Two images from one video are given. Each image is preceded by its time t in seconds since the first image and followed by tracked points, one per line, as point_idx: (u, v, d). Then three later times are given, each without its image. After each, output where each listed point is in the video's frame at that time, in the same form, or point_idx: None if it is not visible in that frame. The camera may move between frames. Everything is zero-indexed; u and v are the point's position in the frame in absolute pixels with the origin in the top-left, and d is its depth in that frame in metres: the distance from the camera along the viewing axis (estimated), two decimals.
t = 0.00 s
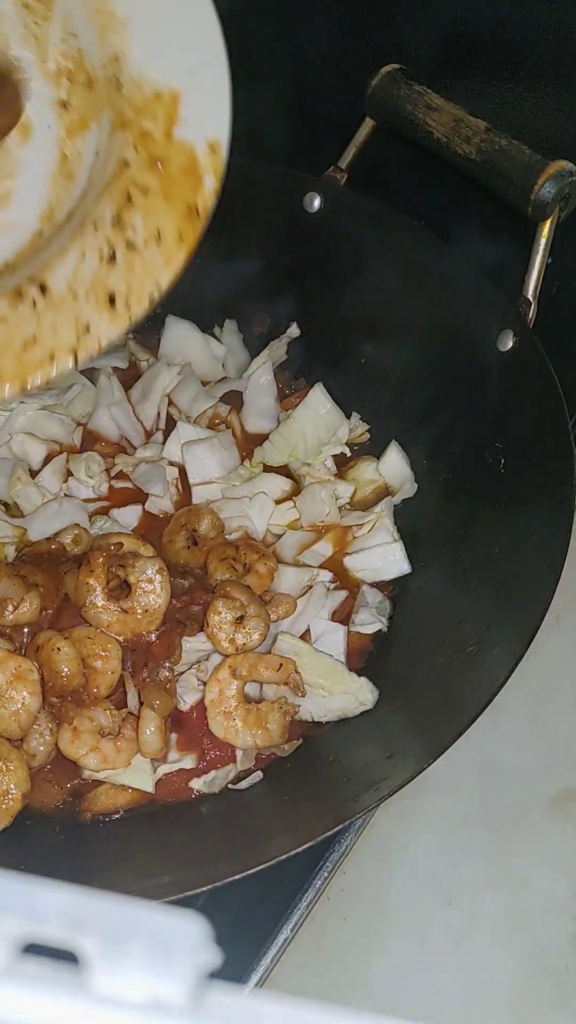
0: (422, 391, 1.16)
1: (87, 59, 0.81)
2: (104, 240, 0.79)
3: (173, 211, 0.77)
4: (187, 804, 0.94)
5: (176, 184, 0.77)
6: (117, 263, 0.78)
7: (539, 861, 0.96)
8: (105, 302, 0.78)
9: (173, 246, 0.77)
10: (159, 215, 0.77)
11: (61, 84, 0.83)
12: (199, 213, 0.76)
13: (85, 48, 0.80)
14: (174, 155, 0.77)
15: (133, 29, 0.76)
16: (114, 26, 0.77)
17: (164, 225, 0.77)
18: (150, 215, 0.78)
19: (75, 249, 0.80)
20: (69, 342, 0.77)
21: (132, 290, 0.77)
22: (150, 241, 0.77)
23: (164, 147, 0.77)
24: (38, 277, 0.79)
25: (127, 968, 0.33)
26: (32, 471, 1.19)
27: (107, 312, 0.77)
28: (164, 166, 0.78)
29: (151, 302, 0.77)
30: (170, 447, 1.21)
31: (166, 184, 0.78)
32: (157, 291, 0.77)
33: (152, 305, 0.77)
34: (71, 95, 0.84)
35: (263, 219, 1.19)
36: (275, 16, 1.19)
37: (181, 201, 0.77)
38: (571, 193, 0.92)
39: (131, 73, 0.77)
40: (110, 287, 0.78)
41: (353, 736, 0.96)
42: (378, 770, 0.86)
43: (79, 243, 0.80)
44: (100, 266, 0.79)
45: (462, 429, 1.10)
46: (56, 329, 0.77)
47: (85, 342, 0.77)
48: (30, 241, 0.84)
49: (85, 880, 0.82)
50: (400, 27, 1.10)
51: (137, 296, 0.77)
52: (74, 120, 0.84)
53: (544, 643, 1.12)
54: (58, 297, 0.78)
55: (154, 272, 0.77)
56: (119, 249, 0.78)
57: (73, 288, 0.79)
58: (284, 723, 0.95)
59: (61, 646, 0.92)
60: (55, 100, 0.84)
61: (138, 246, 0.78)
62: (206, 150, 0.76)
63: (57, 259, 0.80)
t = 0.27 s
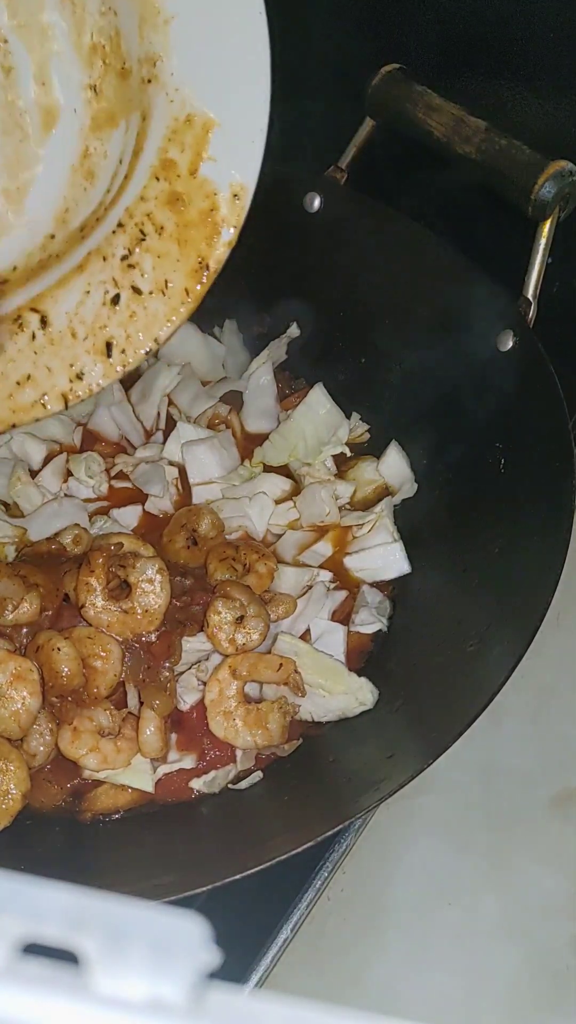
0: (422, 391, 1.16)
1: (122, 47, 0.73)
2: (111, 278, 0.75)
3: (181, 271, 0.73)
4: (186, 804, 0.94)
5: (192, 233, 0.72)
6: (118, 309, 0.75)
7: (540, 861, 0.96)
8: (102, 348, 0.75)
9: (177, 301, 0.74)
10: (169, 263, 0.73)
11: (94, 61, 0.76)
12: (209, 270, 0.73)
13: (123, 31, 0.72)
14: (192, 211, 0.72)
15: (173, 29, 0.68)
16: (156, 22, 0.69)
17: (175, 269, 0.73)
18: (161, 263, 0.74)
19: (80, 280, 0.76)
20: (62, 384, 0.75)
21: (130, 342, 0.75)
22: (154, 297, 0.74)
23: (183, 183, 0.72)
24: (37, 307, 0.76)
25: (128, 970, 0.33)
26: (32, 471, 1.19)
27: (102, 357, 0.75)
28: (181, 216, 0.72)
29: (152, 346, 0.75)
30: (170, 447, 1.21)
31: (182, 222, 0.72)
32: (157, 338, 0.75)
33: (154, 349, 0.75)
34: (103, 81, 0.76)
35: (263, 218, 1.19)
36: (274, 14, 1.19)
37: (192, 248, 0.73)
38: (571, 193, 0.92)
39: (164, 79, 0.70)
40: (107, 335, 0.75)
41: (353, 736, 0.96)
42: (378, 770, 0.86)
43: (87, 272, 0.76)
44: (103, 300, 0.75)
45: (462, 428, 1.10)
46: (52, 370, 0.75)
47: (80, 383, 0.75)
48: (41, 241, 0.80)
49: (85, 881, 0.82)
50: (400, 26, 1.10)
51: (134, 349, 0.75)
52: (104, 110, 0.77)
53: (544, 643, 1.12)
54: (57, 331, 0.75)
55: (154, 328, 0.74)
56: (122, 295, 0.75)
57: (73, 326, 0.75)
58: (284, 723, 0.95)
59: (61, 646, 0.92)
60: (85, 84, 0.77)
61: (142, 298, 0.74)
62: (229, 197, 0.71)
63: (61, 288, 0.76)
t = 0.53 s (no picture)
0: (422, 391, 1.16)
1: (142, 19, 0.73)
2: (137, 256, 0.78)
3: (203, 255, 0.77)
4: (186, 804, 0.94)
5: (210, 216, 0.76)
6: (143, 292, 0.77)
7: (540, 861, 0.96)
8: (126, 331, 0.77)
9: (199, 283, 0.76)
10: (193, 248, 0.77)
11: (110, 34, 0.77)
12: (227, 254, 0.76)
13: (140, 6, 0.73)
14: (210, 192, 0.76)
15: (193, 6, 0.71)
16: None
17: (198, 257, 0.77)
18: (185, 247, 0.77)
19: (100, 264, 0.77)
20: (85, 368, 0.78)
21: (153, 324, 0.77)
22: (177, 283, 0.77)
23: (202, 166, 0.76)
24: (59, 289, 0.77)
25: (129, 970, 0.33)
26: (32, 471, 1.19)
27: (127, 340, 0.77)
28: (204, 198, 0.76)
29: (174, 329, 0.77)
30: (170, 447, 1.21)
31: (203, 201, 0.76)
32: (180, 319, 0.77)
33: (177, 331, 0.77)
34: (118, 53, 0.77)
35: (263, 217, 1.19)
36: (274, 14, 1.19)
37: (218, 232, 0.76)
38: (571, 193, 0.92)
39: (180, 58, 0.74)
40: (130, 316, 0.76)
41: (353, 735, 0.96)
42: (378, 770, 0.86)
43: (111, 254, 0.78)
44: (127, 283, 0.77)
45: (463, 428, 1.10)
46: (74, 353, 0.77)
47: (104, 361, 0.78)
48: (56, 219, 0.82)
49: (85, 881, 0.82)
50: (400, 26, 1.10)
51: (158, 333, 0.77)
52: (118, 86, 0.79)
53: (545, 643, 1.12)
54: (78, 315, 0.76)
55: (177, 308, 0.77)
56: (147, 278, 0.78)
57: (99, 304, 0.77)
58: (284, 723, 0.95)
59: (61, 646, 0.92)
60: (101, 58, 0.78)
61: (166, 284, 0.77)
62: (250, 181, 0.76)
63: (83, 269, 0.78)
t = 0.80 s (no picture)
0: (422, 391, 1.16)
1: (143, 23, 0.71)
2: (127, 257, 0.72)
3: (196, 256, 0.72)
4: (186, 804, 0.94)
5: (207, 217, 0.72)
6: (135, 289, 0.73)
7: (540, 861, 0.96)
8: (119, 330, 0.73)
9: (194, 284, 0.73)
10: (184, 249, 0.72)
11: (112, 38, 0.73)
12: (224, 257, 0.72)
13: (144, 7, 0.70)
14: (207, 196, 0.72)
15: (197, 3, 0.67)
16: None
17: (191, 253, 0.72)
18: (179, 244, 0.72)
19: (96, 263, 0.73)
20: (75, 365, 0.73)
21: (145, 322, 0.73)
22: (170, 284, 0.73)
23: (201, 165, 0.71)
24: (54, 288, 0.73)
25: (129, 970, 0.33)
26: (32, 471, 1.19)
27: (117, 338, 0.73)
28: (200, 198, 0.72)
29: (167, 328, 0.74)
30: (170, 447, 1.21)
31: (199, 204, 0.72)
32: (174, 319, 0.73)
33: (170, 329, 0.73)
34: (122, 55, 0.74)
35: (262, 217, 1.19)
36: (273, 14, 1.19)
37: (212, 231, 0.72)
38: (571, 193, 0.92)
39: (184, 57, 0.69)
40: (126, 318, 0.73)
41: (353, 736, 0.96)
42: (378, 770, 0.86)
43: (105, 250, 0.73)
44: (121, 279, 0.73)
45: (463, 428, 1.10)
46: (65, 355, 0.73)
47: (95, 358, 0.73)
48: (58, 223, 0.77)
49: (85, 881, 0.83)
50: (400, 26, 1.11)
51: (151, 330, 0.73)
52: (122, 89, 0.75)
53: (545, 642, 1.12)
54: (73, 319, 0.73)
55: (172, 308, 0.73)
56: (139, 273, 0.72)
57: (90, 308, 0.73)
58: (284, 723, 0.95)
59: (61, 646, 0.92)
60: (105, 57, 0.74)
61: (161, 283, 0.73)
62: (247, 176, 0.71)
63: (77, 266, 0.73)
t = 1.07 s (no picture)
0: (422, 391, 1.16)
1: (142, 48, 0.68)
2: (117, 283, 0.69)
3: (183, 291, 0.68)
4: (187, 804, 0.94)
5: (197, 252, 0.68)
6: (120, 319, 0.69)
7: (541, 862, 0.96)
8: (102, 360, 0.69)
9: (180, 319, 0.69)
10: (171, 282, 0.68)
11: (111, 59, 0.71)
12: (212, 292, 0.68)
13: (144, 31, 0.67)
14: (198, 228, 0.67)
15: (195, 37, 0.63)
16: (177, 27, 0.64)
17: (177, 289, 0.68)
18: (166, 277, 0.68)
19: (84, 287, 0.70)
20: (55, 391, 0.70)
21: (130, 354, 0.69)
22: (155, 316, 0.69)
23: (193, 198, 0.67)
24: (41, 310, 0.70)
25: (129, 968, 0.33)
26: (32, 471, 1.19)
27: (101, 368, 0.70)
28: (190, 230, 0.68)
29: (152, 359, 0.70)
30: (170, 447, 1.21)
31: (189, 237, 0.68)
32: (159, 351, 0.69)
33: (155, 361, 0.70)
34: (120, 77, 0.71)
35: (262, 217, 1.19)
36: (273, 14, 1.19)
37: (201, 264, 0.68)
38: (571, 193, 0.92)
39: (181, 90, 0.66)
40: (110, 347, 0.69)
41: (353, 736, 0.96)
42: (378, 770, 0.86)
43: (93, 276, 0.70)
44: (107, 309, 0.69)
45: (463, 429, 1.10)
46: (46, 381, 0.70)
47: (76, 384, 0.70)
48: (49, 239, 0.75)
49: (85, 880, 0.83)
50: (400, 26, 1.11)
51: (134, 363, 0.69)
52: (120, 109, 0.73)
53: (545, 642, 1.13)
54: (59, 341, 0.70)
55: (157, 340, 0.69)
56: (125, 302, 0.69)
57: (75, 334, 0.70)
58: (284, 723, 0.95)
59: (61, 646, 0.92)
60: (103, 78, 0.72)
61: (146, 314, 0.69)
62: (237, 214, 0.66)
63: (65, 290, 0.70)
